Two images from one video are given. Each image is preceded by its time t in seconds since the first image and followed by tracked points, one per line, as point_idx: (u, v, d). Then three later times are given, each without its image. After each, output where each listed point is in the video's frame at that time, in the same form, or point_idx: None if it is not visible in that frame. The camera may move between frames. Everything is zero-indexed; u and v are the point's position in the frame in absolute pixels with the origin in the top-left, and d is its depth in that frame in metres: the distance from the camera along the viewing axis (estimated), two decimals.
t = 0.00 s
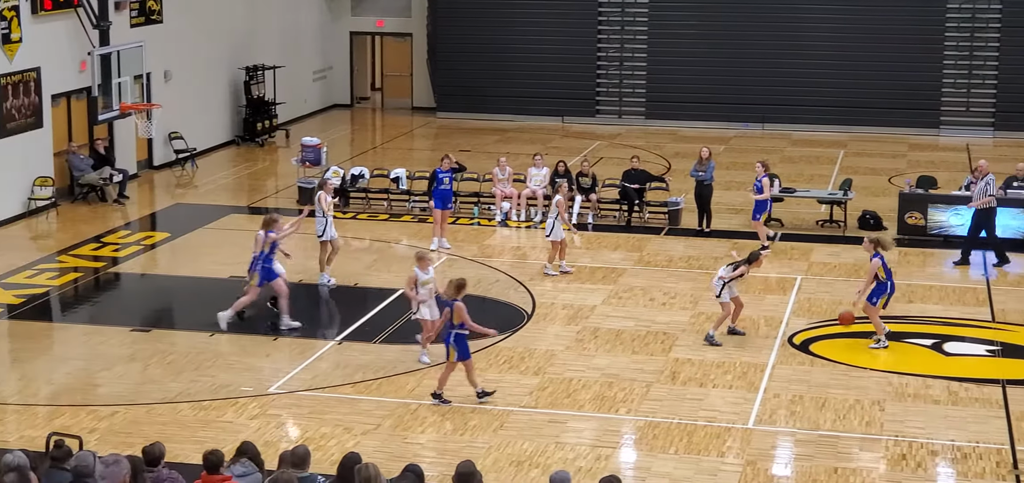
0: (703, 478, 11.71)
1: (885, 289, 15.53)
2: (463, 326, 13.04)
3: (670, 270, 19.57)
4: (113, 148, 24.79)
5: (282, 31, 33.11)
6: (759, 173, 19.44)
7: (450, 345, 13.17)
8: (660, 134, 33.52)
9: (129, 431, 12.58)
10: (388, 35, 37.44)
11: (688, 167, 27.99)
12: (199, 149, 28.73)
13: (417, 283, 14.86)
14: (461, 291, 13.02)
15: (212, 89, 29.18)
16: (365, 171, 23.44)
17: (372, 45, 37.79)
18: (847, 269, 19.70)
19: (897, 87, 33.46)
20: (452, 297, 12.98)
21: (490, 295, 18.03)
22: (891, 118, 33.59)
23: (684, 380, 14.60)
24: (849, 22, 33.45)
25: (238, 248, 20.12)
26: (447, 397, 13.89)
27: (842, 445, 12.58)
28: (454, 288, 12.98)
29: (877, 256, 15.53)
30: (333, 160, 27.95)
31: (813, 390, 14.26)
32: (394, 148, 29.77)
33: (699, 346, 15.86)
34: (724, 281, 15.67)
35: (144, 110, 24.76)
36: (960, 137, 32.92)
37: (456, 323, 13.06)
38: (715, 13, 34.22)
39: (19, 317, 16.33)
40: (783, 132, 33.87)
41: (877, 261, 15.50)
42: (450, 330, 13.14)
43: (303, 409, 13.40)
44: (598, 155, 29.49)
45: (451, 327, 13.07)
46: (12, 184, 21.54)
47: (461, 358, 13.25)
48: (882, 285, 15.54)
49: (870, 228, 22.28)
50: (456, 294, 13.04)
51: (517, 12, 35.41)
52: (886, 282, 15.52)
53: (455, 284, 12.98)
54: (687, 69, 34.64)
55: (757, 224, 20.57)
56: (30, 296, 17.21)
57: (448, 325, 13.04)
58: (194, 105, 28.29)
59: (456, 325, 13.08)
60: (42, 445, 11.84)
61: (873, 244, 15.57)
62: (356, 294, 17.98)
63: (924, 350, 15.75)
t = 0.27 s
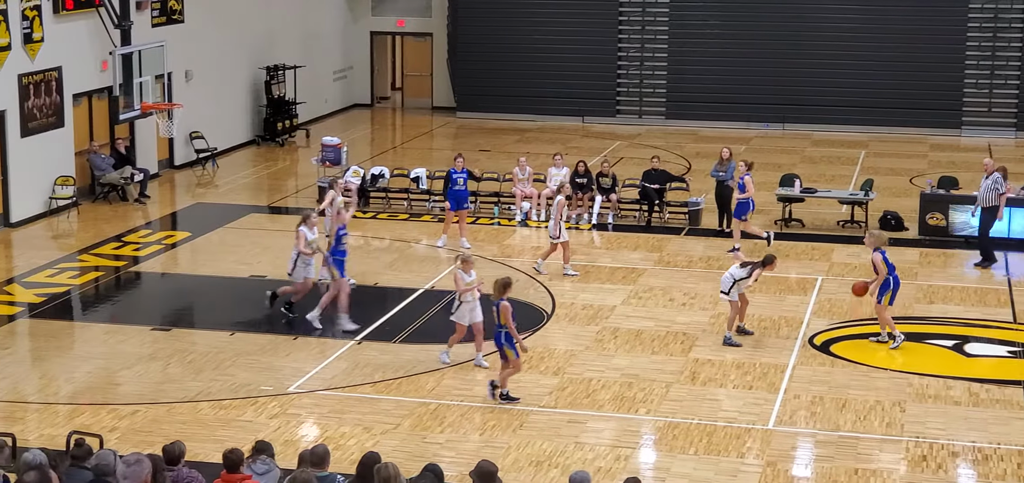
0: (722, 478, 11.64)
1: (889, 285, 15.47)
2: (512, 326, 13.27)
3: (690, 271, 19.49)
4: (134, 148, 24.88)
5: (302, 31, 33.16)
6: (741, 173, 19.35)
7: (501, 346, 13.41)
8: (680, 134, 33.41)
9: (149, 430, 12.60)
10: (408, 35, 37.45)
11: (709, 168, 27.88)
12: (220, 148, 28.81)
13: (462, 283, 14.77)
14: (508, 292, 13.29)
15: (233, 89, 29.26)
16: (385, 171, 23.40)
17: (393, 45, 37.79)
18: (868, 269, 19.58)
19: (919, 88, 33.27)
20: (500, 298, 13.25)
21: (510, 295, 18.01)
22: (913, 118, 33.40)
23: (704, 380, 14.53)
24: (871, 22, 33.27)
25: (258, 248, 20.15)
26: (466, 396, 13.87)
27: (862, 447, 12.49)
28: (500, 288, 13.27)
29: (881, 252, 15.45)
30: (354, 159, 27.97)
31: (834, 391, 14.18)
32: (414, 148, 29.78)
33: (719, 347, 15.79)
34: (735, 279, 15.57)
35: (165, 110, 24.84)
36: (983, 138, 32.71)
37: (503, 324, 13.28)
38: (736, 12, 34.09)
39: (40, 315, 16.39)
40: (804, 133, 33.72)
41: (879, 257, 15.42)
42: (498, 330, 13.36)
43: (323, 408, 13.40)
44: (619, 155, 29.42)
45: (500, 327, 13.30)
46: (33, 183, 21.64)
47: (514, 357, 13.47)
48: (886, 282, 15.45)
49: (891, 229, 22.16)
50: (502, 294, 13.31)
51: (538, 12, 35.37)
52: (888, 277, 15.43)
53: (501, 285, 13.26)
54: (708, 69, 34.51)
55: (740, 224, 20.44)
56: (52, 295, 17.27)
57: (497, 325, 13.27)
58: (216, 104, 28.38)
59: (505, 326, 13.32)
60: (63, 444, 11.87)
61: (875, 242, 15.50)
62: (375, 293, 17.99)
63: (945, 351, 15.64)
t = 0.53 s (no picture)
0: (738, 479, 11.59)
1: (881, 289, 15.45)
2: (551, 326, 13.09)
3: (706, 271, 19.44)
4: (151, 148, 24.95)
5: (319, 31, 33.20)
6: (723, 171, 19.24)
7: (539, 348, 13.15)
8: (697, 135, 33.34)
9: (165, 430, 12.62)
10: (425, 35, 37.47)
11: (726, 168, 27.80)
12: (237, 148, 28.89)
13: (492, 287, 14.16)
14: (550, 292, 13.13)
15: (251, 89, 29.33)
16: (401, 171, 23.40)
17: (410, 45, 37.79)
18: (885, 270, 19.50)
19: (937, 88, 33.11)
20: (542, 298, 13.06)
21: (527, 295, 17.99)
22: (930, 119, 33.24)
23: (720, 381, 14.48)
24: (888, 23, 33.12)
25: (275, 248, 20.19)
26: (482, 397, 13.86)
27: (878, 448, 12.43)
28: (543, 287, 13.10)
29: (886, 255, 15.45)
30: (370, 159, 28.00)
31: (851, 392, 14.11)
32: (430, 148, 29.77)
33: (736, 348, 15.74)
34: (751, 279, 15.47)
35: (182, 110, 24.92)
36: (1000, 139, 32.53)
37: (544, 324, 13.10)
38: (753, 13, 33.98)
39: (58, 315, 16.45)
40: (821, 133, 33.60)
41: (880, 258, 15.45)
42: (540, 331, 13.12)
43: (339, 408, 13.40)
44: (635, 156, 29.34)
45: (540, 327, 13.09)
46: (51, 182, 21.73)
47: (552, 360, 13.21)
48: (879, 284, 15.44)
49: (908, 230, 22.06)
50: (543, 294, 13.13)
51: (555, 12, 35.32)
52: (882, 280, 15.44)
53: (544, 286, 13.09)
54: (725, 69, 34.42)
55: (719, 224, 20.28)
56: (69, 295, 17.33)
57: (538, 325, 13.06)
58: (233, 104, 28.45)
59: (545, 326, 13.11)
60: (79, 443, 11.91)
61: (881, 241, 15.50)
62: (390, 293, 18.00)
63: (963, 352, 15.55)
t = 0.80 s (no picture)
0: (752, 480, 11.54)
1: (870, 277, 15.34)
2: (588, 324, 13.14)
3: (719, 272, 19.38)
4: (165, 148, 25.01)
5: (333, 31, 33.22)
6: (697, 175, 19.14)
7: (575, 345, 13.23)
8: (710, 135, 33.27)
9: (179, 429, 12.63)
10: (438, 35, 37.47)
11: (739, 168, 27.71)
12: (251, 148, 28.93)
13: (519, 291, 14.11)
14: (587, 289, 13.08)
15: (264, 89, 29.36)
16: (414, 171, 23.44)
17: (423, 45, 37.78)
18: (898, 271, 19.41)
19: (951, 89, 32.98)
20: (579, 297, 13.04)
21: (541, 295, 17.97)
22: (945, 119, 33.10)
23: (733, 382, 14.42)
24: (903, 23, 33.00)
25: (288, 247, 20.20)
26: (495, 397, 13.83)
27: (892, 448, 12.36)
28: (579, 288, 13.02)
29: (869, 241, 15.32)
30: (383, 160, 28.01)
31: (865, 393, 14.04)
32: (444, 148, 29.75)
33: (749, 348, 15.67)
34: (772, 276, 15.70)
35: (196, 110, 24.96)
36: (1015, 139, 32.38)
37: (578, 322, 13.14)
38: (767, 13, 33.90)
39: (71, 314, 16.48)
40: (835, 133, 33.48)
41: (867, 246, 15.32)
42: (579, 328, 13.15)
43: (352, 408, 13.39)
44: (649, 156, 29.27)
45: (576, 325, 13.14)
46: (65, 182, 21.79)
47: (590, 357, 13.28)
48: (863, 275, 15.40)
49: (922, 230, 21.96)
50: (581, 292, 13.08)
51: (569, 12, 35.27)
52: (869, 268, 15.31)
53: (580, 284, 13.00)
54: (739, 70, 34.33)
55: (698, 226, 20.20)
56: (83, 295, 17.36)
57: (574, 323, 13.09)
58: (246, 104, 28.49)
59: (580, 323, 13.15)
60: (93, 442, 11.92)
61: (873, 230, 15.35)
62: (402, 293, 17.99)
63: (978, 353, 15.46)
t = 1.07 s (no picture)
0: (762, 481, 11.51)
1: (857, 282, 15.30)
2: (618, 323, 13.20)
3: (730, 272, 19.34)
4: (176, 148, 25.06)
5: (344, 31, 33.24)
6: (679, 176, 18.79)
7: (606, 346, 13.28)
8: (722, 136, 33.22)
9: (190, 429, 12.64)
10: (449, 35, 37.48)
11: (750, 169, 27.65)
12: (262, 148, 28.98)
13: (545, 291, 14.05)
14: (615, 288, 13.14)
15: (275, 89, 29.41)
16: (425, 171, 23.47)
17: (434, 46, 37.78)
18: (909, 272, 19.36)
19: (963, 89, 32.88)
20: (609, 297, 13.13)
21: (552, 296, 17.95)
22: (956, 120, 32.99)
23: (744, 382, 14.39)
24: (914, 23, 32.90)
25: (299, 248, 20.22)
26: (506, 397, 13.82)
27: (903, 450, 12.32)
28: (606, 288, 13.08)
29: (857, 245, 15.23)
30: (394, 160, 28.03)
31: (876, 394, 13.99)
32: (454, 148, 29.74)
33: (760, 349, 15.64)
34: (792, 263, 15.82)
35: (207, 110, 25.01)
36: None
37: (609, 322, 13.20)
38: (778, 13, 33.83)
39: (83, 314, 16.52)
40: (846, 134, 33.39)
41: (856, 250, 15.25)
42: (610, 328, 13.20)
43: (363, 408, 13.40)
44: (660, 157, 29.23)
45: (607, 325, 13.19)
46: (77, 182, 21.85)
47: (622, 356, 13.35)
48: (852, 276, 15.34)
49: (934, 231, 21.90)
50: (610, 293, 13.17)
51: (579, 12, 35.22)
52: (857, 273, 15.29)
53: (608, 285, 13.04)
54: (750, 70, 34.27)
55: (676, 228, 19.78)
56: (94, 295, 17.39)
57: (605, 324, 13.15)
58: (257, 104, 28.54)
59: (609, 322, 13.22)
60: (104, 442, 11.95)
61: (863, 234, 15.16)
62: (413, 293, 17.99)
63: (989, 355, 15.41)
